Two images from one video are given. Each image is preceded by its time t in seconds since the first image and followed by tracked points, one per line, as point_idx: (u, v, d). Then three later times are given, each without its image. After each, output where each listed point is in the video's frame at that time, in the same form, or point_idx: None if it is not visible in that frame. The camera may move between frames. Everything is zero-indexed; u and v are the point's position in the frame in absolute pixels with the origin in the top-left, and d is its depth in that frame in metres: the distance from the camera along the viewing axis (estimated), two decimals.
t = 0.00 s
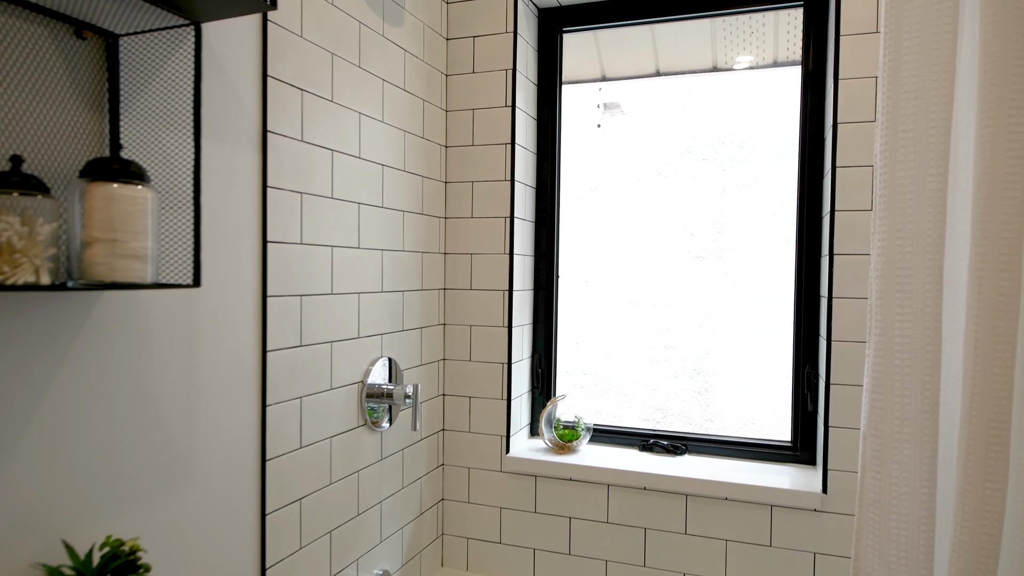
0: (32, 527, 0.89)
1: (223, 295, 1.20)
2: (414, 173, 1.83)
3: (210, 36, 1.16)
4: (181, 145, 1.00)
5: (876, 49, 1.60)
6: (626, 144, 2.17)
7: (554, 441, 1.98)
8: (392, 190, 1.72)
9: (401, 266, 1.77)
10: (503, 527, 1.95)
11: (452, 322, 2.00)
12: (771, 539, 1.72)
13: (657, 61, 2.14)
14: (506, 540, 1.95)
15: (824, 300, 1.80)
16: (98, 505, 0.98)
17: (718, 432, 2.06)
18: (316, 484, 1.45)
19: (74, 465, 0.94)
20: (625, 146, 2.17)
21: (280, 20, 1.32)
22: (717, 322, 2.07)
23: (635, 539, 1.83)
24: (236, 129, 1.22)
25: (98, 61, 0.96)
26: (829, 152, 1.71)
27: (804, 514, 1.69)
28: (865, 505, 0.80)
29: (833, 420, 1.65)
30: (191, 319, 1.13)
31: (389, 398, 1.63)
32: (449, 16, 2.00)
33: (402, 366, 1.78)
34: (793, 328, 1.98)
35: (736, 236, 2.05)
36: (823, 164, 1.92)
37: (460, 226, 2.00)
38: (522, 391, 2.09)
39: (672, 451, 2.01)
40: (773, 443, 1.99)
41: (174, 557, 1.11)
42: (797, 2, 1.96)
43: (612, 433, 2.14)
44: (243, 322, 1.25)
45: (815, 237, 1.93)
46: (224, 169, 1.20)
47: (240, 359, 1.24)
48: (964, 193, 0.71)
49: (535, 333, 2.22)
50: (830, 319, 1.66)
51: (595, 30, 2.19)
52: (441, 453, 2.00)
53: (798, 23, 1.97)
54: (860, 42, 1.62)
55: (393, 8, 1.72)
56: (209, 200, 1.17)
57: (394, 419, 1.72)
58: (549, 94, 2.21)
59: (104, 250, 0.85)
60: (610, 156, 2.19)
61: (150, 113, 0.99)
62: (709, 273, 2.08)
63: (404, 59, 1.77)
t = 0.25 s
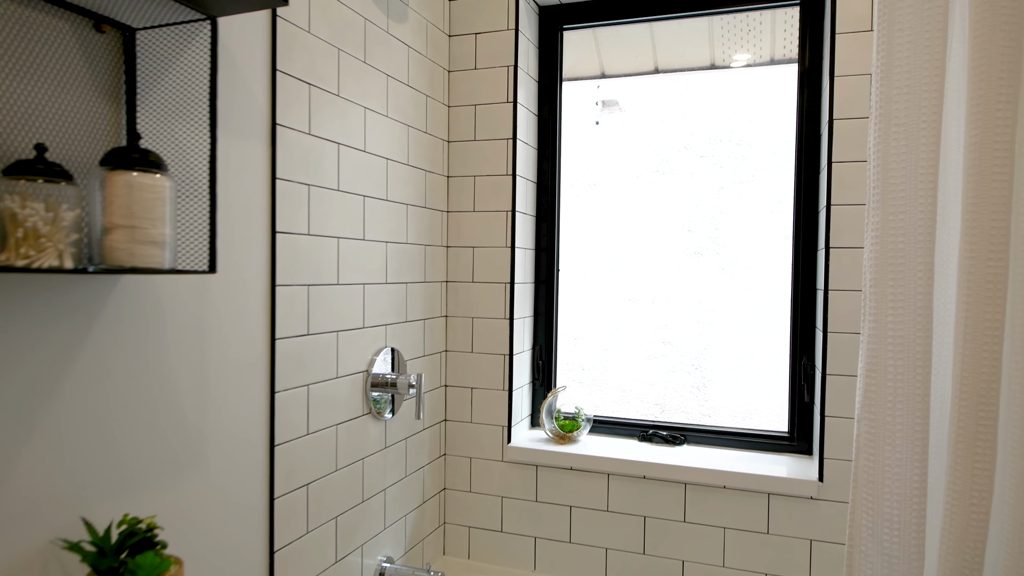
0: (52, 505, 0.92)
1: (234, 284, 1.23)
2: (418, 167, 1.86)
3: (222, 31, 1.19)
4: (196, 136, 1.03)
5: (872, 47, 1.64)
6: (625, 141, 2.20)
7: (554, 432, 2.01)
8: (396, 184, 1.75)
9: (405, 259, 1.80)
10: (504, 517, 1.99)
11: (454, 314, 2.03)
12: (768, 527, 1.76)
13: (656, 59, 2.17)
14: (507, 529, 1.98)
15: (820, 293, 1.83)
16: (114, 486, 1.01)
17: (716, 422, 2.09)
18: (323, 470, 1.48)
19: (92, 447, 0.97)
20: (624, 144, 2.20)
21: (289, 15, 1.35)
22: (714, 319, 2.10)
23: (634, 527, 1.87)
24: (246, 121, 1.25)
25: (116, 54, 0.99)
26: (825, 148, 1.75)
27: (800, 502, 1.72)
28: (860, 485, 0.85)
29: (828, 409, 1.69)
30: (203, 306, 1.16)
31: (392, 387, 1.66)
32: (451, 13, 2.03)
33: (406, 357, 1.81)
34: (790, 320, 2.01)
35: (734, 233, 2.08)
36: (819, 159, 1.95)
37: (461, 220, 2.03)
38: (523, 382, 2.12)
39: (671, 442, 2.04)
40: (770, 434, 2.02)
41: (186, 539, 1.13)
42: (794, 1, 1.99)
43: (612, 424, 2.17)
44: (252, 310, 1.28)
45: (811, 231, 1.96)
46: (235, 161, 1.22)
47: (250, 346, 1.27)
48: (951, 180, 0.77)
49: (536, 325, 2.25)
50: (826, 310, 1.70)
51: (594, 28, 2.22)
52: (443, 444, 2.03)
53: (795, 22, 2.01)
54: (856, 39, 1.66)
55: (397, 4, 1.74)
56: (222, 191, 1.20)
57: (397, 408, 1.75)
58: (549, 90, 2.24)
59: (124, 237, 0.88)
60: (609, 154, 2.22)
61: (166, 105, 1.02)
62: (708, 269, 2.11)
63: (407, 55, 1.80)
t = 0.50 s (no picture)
0: (73, 486, 0.95)
1: (244, 276, 1.26)
2: (422, 163, 1.89)
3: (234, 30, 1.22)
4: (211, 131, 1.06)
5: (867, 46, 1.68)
6: (625, 139, 2.23)
7: (555, 424, 2.04)
8: (400, 180, 1.78)
9: (409, 253, 1.83)
10: (506, 508, 2.02)
11: (456, 308, 2.06)
12: (765, 517, 1.79)
13: (655, 58, 2.20)
14: (509, 519, 2.01)
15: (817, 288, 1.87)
16: (131, 469, 1.04)
17: (714, 415, 2.13)
18: (329, 459, 1.51)
19: (110, 431, 1.01)
20: (624, 142, 2.24)
21: (298, 14, 1.39)
22: (713, 316, 2.14)
23: (634, 518, 1.90)
24: (257, 117, 1.28)
25: (133, 52, 1.02)
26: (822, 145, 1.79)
27: (797, 493, 1.76)
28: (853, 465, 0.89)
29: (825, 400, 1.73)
30: (215, 297, 1.19)
31: (397, 378, 1.69)
32: (454, 12, 2.06)
33: (410, 349, 1.85)
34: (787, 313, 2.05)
35: (732, 231, 2.12)
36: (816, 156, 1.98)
37: (464, 216, 2.06)
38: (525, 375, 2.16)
39: (671, 434, 2.08)
40: (768, 426, 2.06)
41: (198, 524, 1.17)
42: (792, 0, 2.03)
43: (612, 418, 2.21)
44: (262, 301, 1.31)
45: (807, 227, 2.00)
46: (246, 156, 1.26)
47: (260, 337, 1.30)
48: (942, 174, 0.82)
49: (537, 319, 2.29)
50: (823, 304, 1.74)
51: (594, 27, 2.25)
52: (446, 436, 2.06)
53: (792, 21, 2.04)
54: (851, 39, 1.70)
55: (401, 3, 1.77)
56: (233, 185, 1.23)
57: (402, 400, 1.78)
58: (550, 88, 2.27)
59: (142, 227, 0.91)
60: (609, 151, 2.25)
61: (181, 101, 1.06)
62: (707, 267, 2.14)
63: (411, 53, 1.83)
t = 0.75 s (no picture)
0: (97, 469, 0.99)
1: (257, 267, 1.30)
2: (427, 161, 1.93)
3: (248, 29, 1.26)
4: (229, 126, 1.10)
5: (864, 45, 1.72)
6: (626, 138, 2.27)
7: (558, 417, 2.08)
8: (406, 177, 1.82)
9: (415, 249, 1.87)
10: (509, 498, 2.06)
11: (461, 303, 2.10)
12: (764, 507, 1.83)
13: (656, 57, 2.24)
14: (512, 510, 2.05)
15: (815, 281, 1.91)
16: (150, 454, 1.08)
17: (714, 408, 2.17)
18: (338, 448, 1.55)
19: (131, 417, 1.05)
20: (625, 142, 2.27)
21: (309, 14, 1.42)
22: (714, 314, 2.17)
23: (636, 508, 1.94)
24: (269, 114, 1.32)
25: (154, 49, 1.06)
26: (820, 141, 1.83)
27: (795, 483, 1.79)
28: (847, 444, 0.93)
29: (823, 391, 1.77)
30: (229, 287, 1.23)
31: (404, 370, 1.73)
32: (459, 12, 2.10)
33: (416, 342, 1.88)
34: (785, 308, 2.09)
35: (732, 230, 2.15)
36: (813, 154, 2.03)
37: (469, 212, 2.10)
38: (529, 369, 2.20)
39: (671, 427, 2.12)
40: (767, 418, 2.10)
41: (214, 507, 1.21)
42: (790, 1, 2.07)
43: (614, 411, 2.25)
44: (274, 292, 1.35)
45: (805, 223, 2.04)
46: (259, 151, 1.29)
47: (272, 326, 1.34)
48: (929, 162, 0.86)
49: (540, 314, 2.33)
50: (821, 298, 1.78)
51: (596, 27, 2.29)
52: (451, 429, 2.10)
53: (791, 21, 2.08)
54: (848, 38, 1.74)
55: (408, 4, 1.81)
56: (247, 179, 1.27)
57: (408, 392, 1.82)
58: (553, 87, 2.31)
59: (164, 217, 0.95)
60: (611, 151, 2.29)
61: (198, 98, 1.10)
62: (707, 265, 2.18)
63: (417, 53, 1.87)
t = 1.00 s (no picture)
0: (118, 456, 1.03)
1: (270, 262, 1.33)
2: (434, 160, 1.97)
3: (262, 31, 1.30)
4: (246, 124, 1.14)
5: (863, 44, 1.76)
6: (628, 138, 2.31)
7: (563, 411, 2.11)
8: (414, 175, 1.86)
9: (422, 246, 1.90)
10: (514, 492, 2.09)
11: (467, 300, 2.14)
12: (765, 499, 1.86)
13: (659, 57, 2.27)
14: (517, 503, 2.09)
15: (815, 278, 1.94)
16: (169, 442, 1.12)
17: (716, 403, 2.20)
18: (347, 440, 1.58)
19: (150, 406, 1.08)
20: (628, 141, 2.31)
21: (320, 15, 1.46)
22: (717, 312, 2.20)
23: (639, 500, 1.97)
24: (281, 113, 1.36)
25: (172, 51, 1.09)
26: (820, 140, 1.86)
27: (796, 475, 1.82)
28: (843, 439, 0.95)
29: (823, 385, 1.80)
30: (243, 281, 1.27)
31: (411, 364, 1.76)
32: (465, 13, 2.14)
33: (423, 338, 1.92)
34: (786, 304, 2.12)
35: (734, 229, 2.19)
36: (814, 152, 2.06)
37: (474, 211, 2.13)
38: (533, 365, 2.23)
39: (674, 421, 2.15)
40: (768, 413, 2.13)
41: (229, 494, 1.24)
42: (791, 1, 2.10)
43: (617, 406, 2.28)
44: (286, 287, 1.38)
45: (805, 220, 2.07)
46: (272, 149, 1.33)
47: (284, 320, 1.38)
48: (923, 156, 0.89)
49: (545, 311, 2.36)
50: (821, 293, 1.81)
51: (600, 28, 2.33)
52: (457, 423, 2.14)
53: (791, 21, 2.11)
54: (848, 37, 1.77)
55: (415, 5, 1.85)
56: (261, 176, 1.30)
57: (416, 386, 1.86)
58: (557, 86, 2.34)
59: (185, 213, 0.98)
60: (614, 150, 2.32)
61: (216, 96, 1.13)
62: (710, 264, 2.21)
63: (424, 54, 1.91)
